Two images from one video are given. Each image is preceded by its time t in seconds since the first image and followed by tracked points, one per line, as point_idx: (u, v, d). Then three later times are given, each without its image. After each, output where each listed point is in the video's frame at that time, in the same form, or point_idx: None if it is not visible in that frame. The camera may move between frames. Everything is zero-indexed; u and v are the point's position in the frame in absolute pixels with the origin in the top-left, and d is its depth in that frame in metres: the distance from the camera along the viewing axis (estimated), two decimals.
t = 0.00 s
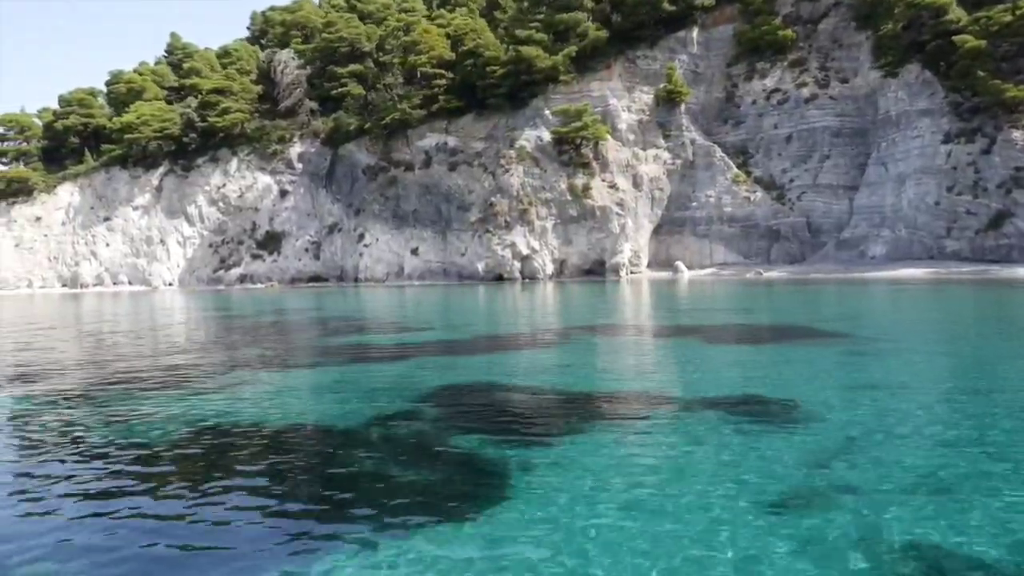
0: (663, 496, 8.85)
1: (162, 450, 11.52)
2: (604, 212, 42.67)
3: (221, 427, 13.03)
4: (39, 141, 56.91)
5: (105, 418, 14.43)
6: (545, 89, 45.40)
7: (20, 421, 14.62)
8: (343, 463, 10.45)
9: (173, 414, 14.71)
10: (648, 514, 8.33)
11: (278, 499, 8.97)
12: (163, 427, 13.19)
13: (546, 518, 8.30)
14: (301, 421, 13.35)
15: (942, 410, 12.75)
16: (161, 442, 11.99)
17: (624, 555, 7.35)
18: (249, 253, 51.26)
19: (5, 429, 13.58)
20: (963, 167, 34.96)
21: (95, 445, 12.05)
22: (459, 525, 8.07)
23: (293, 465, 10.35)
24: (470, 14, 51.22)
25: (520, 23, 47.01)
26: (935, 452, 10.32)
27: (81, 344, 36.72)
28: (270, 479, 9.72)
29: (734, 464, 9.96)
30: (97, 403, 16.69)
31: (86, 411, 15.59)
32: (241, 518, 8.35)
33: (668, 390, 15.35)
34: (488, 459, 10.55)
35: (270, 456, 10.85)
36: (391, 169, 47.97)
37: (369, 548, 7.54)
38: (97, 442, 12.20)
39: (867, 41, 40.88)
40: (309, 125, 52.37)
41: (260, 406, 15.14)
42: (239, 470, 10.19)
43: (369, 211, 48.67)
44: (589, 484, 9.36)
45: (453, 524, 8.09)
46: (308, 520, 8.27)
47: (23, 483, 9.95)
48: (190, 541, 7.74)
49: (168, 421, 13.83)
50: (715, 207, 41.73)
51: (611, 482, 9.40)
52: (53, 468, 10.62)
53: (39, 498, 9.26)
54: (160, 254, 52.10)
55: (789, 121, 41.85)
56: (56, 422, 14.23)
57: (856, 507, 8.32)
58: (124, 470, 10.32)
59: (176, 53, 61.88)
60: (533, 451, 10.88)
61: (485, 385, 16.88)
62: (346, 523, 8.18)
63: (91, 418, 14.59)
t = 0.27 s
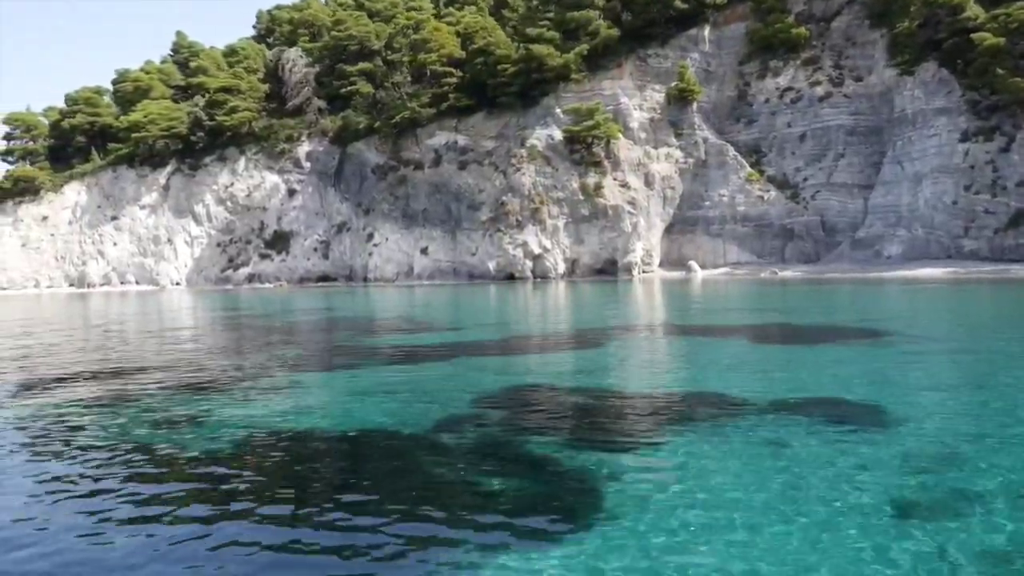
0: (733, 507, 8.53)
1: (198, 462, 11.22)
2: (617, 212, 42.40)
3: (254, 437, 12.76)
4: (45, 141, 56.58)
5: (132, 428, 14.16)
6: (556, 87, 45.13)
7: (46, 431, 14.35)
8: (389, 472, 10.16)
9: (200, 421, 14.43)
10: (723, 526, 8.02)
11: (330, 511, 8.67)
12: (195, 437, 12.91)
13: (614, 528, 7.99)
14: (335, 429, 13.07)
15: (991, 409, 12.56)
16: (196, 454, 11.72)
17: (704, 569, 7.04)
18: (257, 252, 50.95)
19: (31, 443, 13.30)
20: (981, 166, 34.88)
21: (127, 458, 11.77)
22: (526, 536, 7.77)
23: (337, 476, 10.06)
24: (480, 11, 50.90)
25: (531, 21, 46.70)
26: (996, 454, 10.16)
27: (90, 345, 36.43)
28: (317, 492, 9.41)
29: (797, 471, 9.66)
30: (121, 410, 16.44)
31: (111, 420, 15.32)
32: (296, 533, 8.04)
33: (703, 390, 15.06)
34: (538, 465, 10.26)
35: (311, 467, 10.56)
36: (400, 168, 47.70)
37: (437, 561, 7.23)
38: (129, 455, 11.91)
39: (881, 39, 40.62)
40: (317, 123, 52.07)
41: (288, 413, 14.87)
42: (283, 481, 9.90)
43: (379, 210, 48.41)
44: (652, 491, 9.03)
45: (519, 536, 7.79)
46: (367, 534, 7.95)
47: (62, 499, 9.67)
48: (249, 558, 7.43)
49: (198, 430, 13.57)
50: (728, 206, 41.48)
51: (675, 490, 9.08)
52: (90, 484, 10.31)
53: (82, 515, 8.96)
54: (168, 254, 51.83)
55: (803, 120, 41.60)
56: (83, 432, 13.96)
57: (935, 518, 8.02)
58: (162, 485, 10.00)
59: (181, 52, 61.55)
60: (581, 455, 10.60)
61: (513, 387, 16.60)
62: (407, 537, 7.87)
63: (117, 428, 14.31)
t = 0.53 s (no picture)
0: (794, 520, 8.24)
1: (228, 472, 10.97)
2: (627, 211, 42.15)
3: (281, 444, 12.50)
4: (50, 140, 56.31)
5: (153, 434, 13.90)
6: (565, 86, 44.88)
7: (66, 436, 14.10)
8: (429, 482, 9.89)
9: (223, 427, 14.17)
10: (788, 540, 7.74)
11: (374, 525, 8.39)
12: (221, 445, 12.66)
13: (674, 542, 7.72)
14: (364, 436, 12.81)
15: None
16: (225, 462, 11.45)
17: None
18: (264, 251, 50.73)
19: (52, 450, 13.04)
20: (998, 165, 34.78)
21: (154, 467, 11.50)
22: (584, 551, 7.49)
23: (375, 487, 9.78)
24: (488, 9, 50.65)
25: (540, 19, 46.44)
26: None
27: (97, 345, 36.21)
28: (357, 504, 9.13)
29: (852, 479, 9.38)
30: (139, 415, 16.19)
31: (131, 425, 15.08)
32: (343, 549, 7.75)
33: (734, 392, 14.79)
34: (579, 470, 10.02)
35: (346, 477, 10.29)
36: (408, 167, 47.45)
37: None
38: (156, 463, 11.65)
39: (893, 37, 40.38)
40: (324, 122, 51.82)
41: (312, 418, 14.62)
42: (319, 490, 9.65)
43: (387, 210, 48.19)
44: (707, 503, 8.75)
45: (577, 552, 7.51)
46: (417, 549, 7.68)
47: (92, 511, 9.39)
48: None
49: (223, 436, 13.31)
50: (739, 205, 41.24)
51: (729, 501, 8.81)
52: (118, 495, 10.04)
53: (114, 530, 8.68)
54: (174, 253, 51.62)
55: (814, 118, 41.36)
56: (104, 439, 13.70)
57: (1004, 529, 7.77)
58: (194, 495, 9.75)
59: (186, 50, 61.27)
60: (623, 462, 10.33)
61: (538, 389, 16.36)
62: (458, 549, 7.62)
63: (138, 433, 14.06)
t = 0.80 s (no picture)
0: (867, 522, 7.95)
1: (267, 470, 10.70)
2: (640, 210, 41.85)
3: (316, 444, 12.23)
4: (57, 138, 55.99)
5: (182, 432, 13.63)
6: (577, 84, 44.58)
7: (92, 434, 13.84)
8: (478, 481, 9.62)
9: (253, 426, 13.91)
10: (865, 542, 7.46)
11: (429, 524, 8.12)
12: (254, 443, 12.39)
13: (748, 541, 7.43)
14: (400, 436, 12.55)
15: None
16: (261, 461, 11.19)
17: None
18: (272, 251, 50.41)
19: (80, 448, 12.77)
20: (1016, 162, 34.29)
21: (189, 465, 11.24)
22: (656, 551, 7.20)
23: (424, 486, 9.51)
24: (498, 7, 50.35)
25: (551, 17, 46.15)
26: None
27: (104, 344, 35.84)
28: (408, 503, 8.86)
29: (917, 481, 9.10)
30: (164, 414, 15.93)
31: (157, 424, 14.80)
32: (401, 548, 7.48)
33: (772, 392, 14.51)
34: (631, 469, 9.75)
35: (391, 476, 10.02)
36: (418, 166, 47.13)
37: None
38: (190, 462, 11.39)
39: (908, 35, 40.12)
40: (332, 121, 51.55)
41: (343, 418, 14.35)
42: (365, 491, 9.38)
43: (396, 209, 47.86)
44: (771, 502, 8.48)
45: (648, 552, 7.23)
46: (480, 549, 7.39)
47: (133, 510, 9.12)
48: None
49: (255, 435, 13.04)
50: (753, 204, 40.95)
51: (795, 500, 8.53)
52: (157, 493, 9.77)
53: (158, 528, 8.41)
54: (181, 253, 51.36)
55: (828, 117, 41.08)
56: (132, 438, 13.43)
57: None
58: (238, 495, 9.49)
59: (193, 49, 60.97)
60: (675, 460, 10.07)
61: (569, 390, 16.10)
62: (524, 550, 7.36)
63: (166, 432, 13.79)
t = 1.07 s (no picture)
0: (951, 512, 7.55)
1: (303, 460, 10.30)
2: (652, 208, 41.56)
3: (349, 436, 11.84)
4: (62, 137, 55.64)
5: (206, 426, 13.22)
6: (588, 82, 44.28)
7: (113, 428, 13.41)
8: (529, 471, 9.22)
9: (280, 420, 13.52)
10: (949, 531, 7.12)
11: (487, 513, 7.70)
12: (284, 434, 11.99)
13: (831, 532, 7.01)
14: (435, 430, 12.17)
15: None
16: (295, 453, 10.79)
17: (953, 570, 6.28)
18: (280, 250, 50.19)
19: (103, 441, 12.35)
20: None
21: (220, 457, 10.83)
22: (730, 538, 6.90)
23: (471, 474, 9.20)
24: (508, 6, 50.06)
25: (561, 15, 45.88)
26: None
27: (112, 345, 35.48)
28: (459, 493, 8.44)
29: (986, 471, 8.77)
30: (184, 409, 15.53)
31: (179, 419, 14.40)
32: (463, 536, 7.05)
33: (810, 387, 14.20)
34: (684, 458, 9.43)
35: (436, 468, 9.63)
36: (427, 164, 46.81)
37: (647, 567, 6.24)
38: (220, 453, 10.98)
39: (922, 32, 39.85)
40: (340, 120, 51.30)
41: (372, 412, 13.97)
42: (411, 481, 9.07)
43: (405, 208, 47.49)
44: (845, 491, 8.07)
45: (728, 542, 6.82)
46: (547, 537, 6.98)
47: (168, 497, 8.69)
48: (423, 563, 6.43)
49: (283, 428, 12.65)
50: (766, 202, 40.67)
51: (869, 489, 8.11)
52: (192, 483, 9.35)
53: (198, 515, 7.98)
54: (188, 252, 51.16)
55: (842, 114, 40.79)
56: (156, 431, 13.02)
57: None
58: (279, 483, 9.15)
59: (199, 47, 60.67)
60: (727, 449, 9.77)
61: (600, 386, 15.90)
62: (591, 534, 7.03)
63: (190, 426, 13.38)
